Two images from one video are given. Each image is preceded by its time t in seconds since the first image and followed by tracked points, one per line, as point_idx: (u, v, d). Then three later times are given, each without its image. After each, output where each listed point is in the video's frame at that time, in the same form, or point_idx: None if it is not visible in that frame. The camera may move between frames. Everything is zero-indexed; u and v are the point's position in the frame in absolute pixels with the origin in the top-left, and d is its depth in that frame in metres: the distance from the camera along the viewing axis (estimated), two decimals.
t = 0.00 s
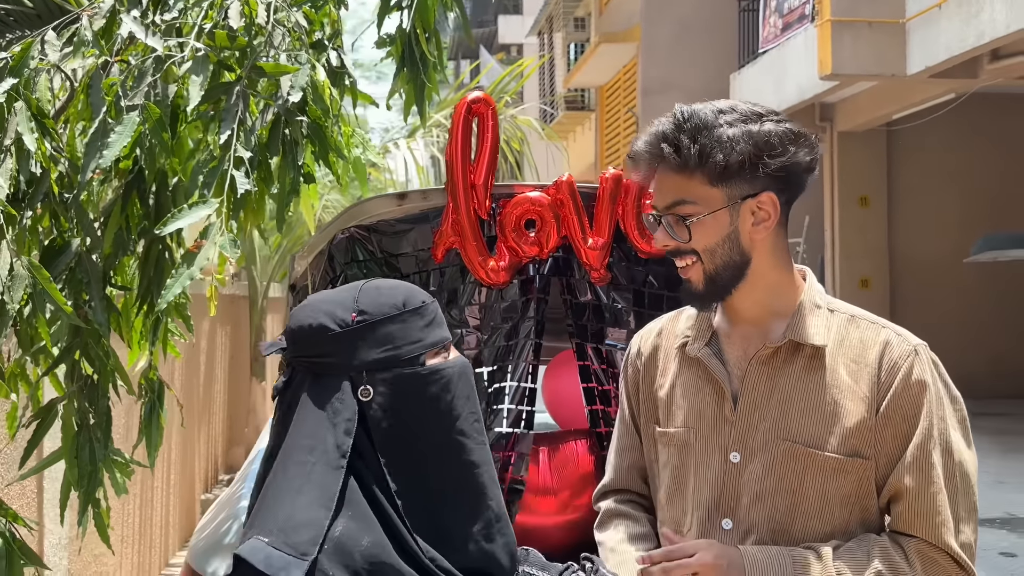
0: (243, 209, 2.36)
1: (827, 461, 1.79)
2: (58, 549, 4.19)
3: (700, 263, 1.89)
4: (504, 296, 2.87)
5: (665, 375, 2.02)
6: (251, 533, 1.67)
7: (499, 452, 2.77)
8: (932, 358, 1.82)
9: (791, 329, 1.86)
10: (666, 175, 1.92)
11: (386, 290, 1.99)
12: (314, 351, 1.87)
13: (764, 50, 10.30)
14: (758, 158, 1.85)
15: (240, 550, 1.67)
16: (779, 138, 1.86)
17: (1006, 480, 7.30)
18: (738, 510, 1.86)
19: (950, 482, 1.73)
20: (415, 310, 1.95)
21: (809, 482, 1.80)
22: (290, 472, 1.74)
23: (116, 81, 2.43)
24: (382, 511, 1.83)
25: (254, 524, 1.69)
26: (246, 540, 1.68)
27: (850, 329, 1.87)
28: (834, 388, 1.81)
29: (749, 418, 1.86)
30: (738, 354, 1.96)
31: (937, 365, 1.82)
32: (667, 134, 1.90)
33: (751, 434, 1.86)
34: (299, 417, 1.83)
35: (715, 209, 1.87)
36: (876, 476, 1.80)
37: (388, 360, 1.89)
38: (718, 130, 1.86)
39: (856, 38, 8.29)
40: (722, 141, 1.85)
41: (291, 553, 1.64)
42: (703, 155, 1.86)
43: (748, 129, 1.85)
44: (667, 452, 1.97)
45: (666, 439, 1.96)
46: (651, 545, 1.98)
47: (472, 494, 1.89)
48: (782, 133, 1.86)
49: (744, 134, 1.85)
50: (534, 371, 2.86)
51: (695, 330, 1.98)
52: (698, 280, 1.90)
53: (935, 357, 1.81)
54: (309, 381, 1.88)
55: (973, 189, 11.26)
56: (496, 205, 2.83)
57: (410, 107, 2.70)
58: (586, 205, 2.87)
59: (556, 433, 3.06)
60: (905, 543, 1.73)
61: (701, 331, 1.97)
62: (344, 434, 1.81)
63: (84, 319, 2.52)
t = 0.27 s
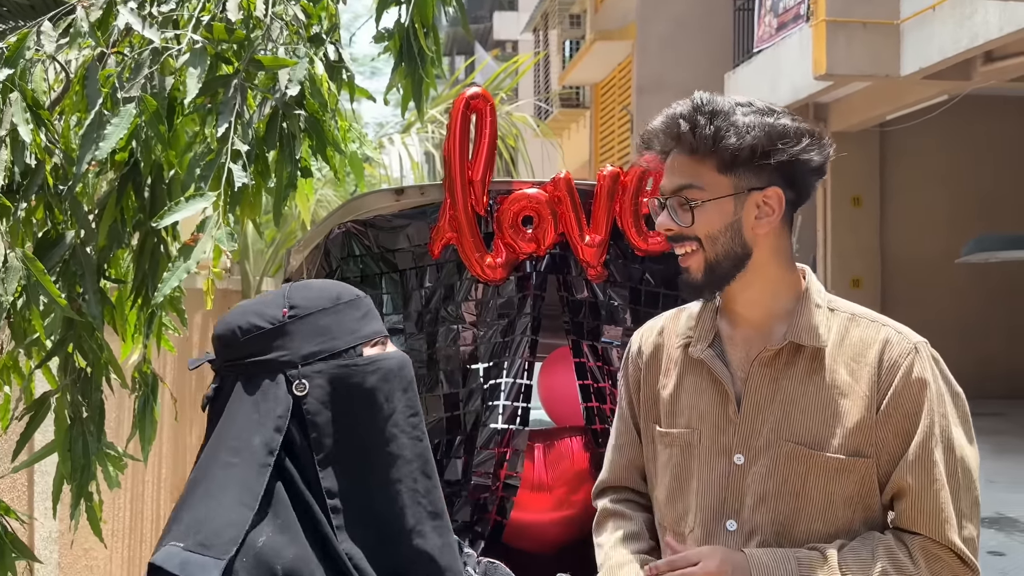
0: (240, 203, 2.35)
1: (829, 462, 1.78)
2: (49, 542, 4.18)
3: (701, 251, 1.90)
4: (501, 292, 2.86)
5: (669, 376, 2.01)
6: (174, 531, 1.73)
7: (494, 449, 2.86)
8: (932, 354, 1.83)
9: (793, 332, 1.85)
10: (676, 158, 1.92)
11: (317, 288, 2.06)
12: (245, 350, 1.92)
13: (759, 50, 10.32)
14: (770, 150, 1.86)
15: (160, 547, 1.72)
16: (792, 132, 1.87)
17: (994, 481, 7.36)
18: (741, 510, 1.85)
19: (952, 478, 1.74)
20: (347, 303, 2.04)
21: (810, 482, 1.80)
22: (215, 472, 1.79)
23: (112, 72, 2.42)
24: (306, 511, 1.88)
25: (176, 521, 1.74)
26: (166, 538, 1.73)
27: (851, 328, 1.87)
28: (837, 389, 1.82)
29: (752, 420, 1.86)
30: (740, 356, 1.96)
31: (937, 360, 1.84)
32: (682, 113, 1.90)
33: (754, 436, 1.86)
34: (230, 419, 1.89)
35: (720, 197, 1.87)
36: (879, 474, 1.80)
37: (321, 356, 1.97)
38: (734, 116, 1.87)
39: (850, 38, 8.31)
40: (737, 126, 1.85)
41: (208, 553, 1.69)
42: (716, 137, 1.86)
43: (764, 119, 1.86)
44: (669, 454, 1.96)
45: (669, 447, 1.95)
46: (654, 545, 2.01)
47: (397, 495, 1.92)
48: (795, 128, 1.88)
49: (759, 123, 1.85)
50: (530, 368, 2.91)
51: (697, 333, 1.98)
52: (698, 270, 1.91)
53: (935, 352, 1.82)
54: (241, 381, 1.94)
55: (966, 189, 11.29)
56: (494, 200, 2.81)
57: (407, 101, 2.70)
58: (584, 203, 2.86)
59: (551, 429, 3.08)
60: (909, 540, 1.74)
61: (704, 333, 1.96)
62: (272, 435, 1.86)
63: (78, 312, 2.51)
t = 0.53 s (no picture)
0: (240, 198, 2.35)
1: (839, 464, 1.77)
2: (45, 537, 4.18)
3: (710, 247, 1.93)
4: (500, 289, 2.87)
5: (675, 375, 1.99)
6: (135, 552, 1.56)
7: (492, 445, 2.88)
8: (941, 351, 1.81)
9: (801, 335, 1.83)
10: (694, 147, 1.96)
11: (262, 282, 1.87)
12: (193, 360, 1.75)
13: (758, 50, 10.33)
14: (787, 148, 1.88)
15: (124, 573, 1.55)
16: (811, 133, 1.88)
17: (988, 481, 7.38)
18: (751, 513, 1.84)
19: (964, 477, 1.73)
20: (295, 299, 1.85)
21: (820, 484, 1.79)
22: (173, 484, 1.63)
23: (113, 67, 2.42)
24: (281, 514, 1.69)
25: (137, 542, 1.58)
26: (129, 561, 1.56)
27: (860, 329, 1.85)
28: (847, 391, 1.81)
29: (762, 423, 1.85)
30: (749, 357, 1.95)
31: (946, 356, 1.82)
32: (705, 104, 1.92)
33: (763, 439, 1.85)
34: (185, 428, 1.72)
35: (732, 190, 1.90)
36: (889, 475, 1.79)
37: (278, 355, 1.78)
38: (754, 111, 1.88)
39: (849, 39, 8.32)
40: (757, 122, 1.87)
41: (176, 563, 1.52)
42: (735, 131, 1.89)
43: (784, 117, 1.87)
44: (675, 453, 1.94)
45: (678, 455, 1.93)
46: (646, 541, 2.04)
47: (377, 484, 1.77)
48: (815, 129, 1.89)
49: (779, 122, 1.87)
50: (528, 364, 2.94)
51: (706, 333, 1.96)
52: (706, 265, 1.94)
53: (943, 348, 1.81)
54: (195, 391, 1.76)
55: (963, 191, 11.31)
56: (493, 197, 2.83)
57: (407, 98, 2.71)
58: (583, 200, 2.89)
59: (549, 427, 3.11)
60: (927, 546, 1.72)
61: (712, 334, 1.95)
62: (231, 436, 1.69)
63: (77, 305, 2.51)
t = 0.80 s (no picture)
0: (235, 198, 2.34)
1: (850, 471, 1.74)
2: (41, 535, 4.18)
3: (725, 242, 1.91)
4: (495, 290, 2.88)
5: (682, 372, 1.94)
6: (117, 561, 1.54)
7: (486, 445, 2.88)
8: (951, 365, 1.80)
9: (819, 340, 1.80)
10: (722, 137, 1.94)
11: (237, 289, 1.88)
12: (168, 371, 1.76)
13: (759, 50, 10.32)
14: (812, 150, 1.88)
15: None
16: (838, 138, 1.88)
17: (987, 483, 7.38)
18: (756, 516, 1.79)
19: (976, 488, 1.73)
20: (269, 304, 1.86)
21: (831, 492, 1.75)
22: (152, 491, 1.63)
23: (109, 66, 2.42)
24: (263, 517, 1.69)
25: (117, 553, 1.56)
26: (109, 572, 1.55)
27: (873, 336, 1.82)
28: (860, 397, 1.77)
29: (774, 427, 1.81)
30: (759, 360, 1.91)
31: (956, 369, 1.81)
32: (737, 97, 1.89)
33: (772, 443, 1.80)
34: (165, 437, 1.72)
35: (754, 184, 1.88)
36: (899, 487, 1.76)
37: (253, 360, 1.79)
38: (784, 108, 1.87)
39: (850, 39, 8.32)
40: (786, 121, 1.86)
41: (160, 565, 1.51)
42: (763, 126, 1.87)
43: (814, 117, 1.86)
44: (679, 451, 1.88)
45: (685, 457, 1.87)
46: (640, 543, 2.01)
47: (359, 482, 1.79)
48: (843, 134, 1.88)
49: (811, 123, 1.86)
50: (522, 365, 2.92)
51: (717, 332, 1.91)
52: (720, 259, 1.92)
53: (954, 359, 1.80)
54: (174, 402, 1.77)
55: (964, 192, 11.30)
56: (489, 197, 2.83)
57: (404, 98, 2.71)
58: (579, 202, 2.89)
59: (543, 427, 3.11)
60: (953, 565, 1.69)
61: (724, 333, 1.91)
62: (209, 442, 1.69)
63: (73, 304, 2.52)
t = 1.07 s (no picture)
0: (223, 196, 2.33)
1: (863, 473, 1.72)
2: (36, 534, 4.18)
3: (747, 232, 1.88)
4: (487, 289, 2.86)
5: (689, 370, 1.92)
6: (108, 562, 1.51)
7: (476, 446, 2.86)
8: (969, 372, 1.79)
9: (834, 340, 1.78)
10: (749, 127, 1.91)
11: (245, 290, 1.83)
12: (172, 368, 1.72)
13: (759, 50, 10.31)
14: (841, 141, 1.85)
15: None
16: (868, 129, 1.86)
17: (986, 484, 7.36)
18: (762, 517, 1.77)
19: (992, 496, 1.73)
20: (278, 308, 1.80)
21: (844, 496, 1.74)
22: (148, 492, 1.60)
23: (98, 63, 2.41)
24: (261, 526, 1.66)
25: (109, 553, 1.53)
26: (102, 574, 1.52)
27: (889, 340, 1.81)
28: (875, 399, 1.76)
29: (787, 428, 1.79)
30: (769, 360, 1.89)
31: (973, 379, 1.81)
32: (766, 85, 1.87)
33: (784, 445, 1.78)
34: (166, 435, 1.69)
35: (779, 175, 1.86)
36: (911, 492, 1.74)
37: (258, 365, 1.74)
38: (813, 98, 1.85)
39: (850, 39, 8.30)
40: (818, 109, 1.84)
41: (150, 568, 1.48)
42: (792, 115, 1.84)
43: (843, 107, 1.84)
44: (683, 451, 1.86)
45: (692, 454, 1.85)
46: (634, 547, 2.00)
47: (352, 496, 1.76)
48: (873, 125, 1.87)
49: (842, 114, 1.84)
50: (513, 365, 2.90)
51: (727, 330, 1.89)
52: (739, 249, 1.89)
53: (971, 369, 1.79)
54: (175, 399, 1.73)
55: (966, 193, 11.27)
56: (480, 196, 2.82)
57: (395, 97, 2.70)
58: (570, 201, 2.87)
59: (535, 428, 3.10)
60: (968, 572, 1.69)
61: (734, 331, 1.89)
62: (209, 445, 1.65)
63: (62, 303, 2.50)
